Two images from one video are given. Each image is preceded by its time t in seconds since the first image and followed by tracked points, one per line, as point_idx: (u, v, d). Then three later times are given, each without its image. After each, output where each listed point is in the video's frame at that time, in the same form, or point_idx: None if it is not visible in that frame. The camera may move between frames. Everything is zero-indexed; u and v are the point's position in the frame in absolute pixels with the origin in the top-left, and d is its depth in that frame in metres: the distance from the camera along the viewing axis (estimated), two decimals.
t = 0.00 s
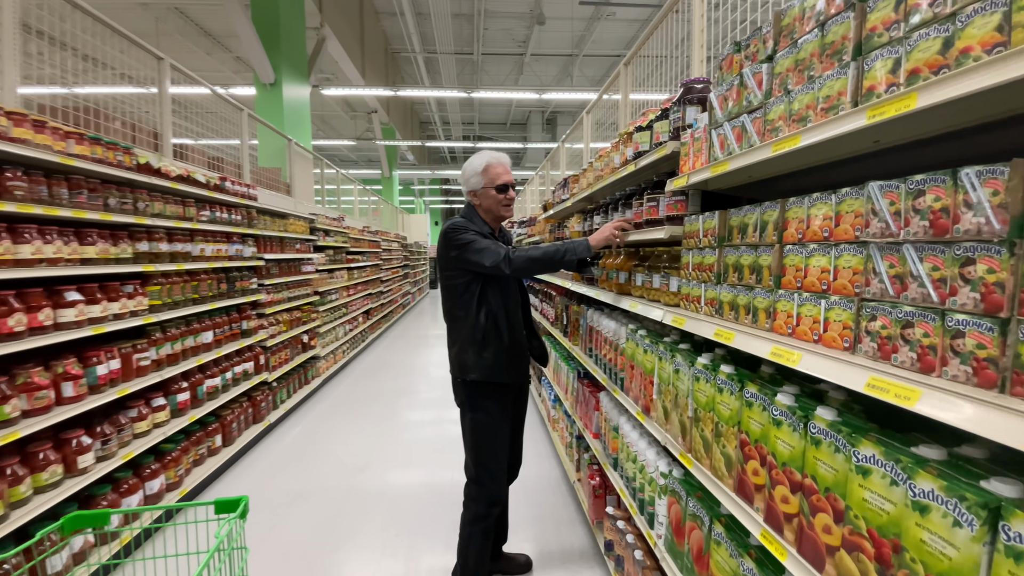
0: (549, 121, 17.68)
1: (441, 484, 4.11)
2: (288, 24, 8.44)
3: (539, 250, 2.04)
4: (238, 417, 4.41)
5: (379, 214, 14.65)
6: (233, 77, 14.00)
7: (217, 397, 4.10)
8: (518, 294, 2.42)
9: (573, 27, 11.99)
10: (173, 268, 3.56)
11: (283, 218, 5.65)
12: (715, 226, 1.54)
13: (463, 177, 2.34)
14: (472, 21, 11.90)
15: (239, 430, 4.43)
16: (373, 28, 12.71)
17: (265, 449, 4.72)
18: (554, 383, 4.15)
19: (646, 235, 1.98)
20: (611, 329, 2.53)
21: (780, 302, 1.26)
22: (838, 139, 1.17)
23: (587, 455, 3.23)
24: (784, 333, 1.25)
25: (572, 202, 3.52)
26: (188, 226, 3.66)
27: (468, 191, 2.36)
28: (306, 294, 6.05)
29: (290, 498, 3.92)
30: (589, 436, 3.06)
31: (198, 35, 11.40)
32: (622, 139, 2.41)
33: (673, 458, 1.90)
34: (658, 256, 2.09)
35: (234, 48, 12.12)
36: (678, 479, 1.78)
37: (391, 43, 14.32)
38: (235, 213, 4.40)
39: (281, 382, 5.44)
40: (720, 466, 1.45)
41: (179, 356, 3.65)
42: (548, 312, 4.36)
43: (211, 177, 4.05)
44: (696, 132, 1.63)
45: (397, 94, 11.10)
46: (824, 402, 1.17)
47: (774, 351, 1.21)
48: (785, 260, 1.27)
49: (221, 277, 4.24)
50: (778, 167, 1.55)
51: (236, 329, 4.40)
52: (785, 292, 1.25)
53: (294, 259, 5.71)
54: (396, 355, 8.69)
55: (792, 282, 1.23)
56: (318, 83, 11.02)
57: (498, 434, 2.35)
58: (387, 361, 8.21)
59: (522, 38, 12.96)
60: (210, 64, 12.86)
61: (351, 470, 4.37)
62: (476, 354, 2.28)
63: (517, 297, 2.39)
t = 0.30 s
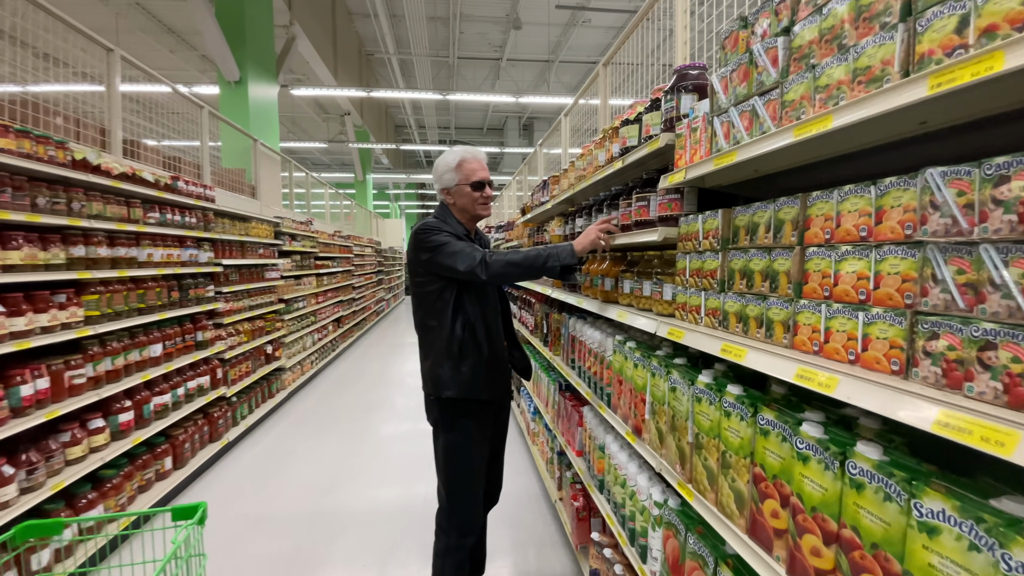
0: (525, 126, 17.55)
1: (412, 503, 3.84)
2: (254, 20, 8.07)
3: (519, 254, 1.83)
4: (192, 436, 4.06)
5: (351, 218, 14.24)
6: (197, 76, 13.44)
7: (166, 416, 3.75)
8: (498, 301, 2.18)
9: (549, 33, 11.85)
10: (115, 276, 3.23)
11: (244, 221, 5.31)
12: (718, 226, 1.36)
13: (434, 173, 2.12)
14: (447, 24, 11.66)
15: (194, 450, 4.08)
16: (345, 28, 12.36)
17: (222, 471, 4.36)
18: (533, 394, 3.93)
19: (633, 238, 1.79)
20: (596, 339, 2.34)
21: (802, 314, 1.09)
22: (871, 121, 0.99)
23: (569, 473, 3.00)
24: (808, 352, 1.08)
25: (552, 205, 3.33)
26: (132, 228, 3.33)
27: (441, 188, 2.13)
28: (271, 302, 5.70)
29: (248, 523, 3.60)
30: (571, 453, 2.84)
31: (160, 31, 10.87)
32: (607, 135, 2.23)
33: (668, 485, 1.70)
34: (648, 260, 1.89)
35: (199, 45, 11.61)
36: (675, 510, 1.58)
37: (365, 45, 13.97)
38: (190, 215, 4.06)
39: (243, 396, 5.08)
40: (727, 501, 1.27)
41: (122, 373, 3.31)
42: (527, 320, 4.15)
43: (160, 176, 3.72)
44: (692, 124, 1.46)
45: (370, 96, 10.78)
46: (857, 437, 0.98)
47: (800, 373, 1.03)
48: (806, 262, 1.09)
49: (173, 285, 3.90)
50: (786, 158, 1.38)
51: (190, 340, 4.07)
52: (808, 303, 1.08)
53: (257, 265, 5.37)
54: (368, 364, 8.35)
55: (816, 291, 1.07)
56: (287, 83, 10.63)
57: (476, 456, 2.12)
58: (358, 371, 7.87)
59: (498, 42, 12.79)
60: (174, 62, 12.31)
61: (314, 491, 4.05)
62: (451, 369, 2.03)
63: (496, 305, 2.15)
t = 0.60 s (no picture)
0: (504, 132, 17.36)
1: (379, 529, 3.50)
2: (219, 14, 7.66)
3: (495, 258, 1.57)
4: (135, 460, 3.66)
5: (325, 223, 13.78)
6: (162, 73, 12.84)
7: (101, 441, 3.34)
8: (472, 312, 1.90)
9: (528, 38, 11.67)
10: (39, 283, 2.84)
11: (200, 223, 4.92)
12: (732, 222, 1.09)
13: (395, 166, 1.84)
14: (425, 26, 11.40)
15: (137, 475, 3.68)
16: (319, 28, 11.97)
17: (170, 498, 3.95)
18: (512, 408, 3.66)
19: (625, 239, 1.53)
20: (581, 353, 2.07)
21: (854, 332, 0.82)
22: (950, 76, 0.75)
23: (551, 498, 2.72)
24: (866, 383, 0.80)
25: (530, 206, 3.08)
26: (60, 229, 2.94)
27: (404, 183, 1.86)
28: (229, 311, 5.30)
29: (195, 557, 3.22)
30: (552, 478, 2.56)
31: (123, 26, 10.31)
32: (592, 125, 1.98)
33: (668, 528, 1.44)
34: (641, 264, 1.64)
35: (163, 41, 11.04)
36: (678, 561, 1.33)
37: (340, 46, 13.59)
38: (134, 216, 3.69)
39: (197, 413, 4.67)
40: (747, 563, 1.02)
41: (45, 393, 2.90)
42: (506, 330, 3.87)
43: (98, 172, 3.35)
44: (698, 102, 1.21)
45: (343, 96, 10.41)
46: (938, 503, 0.73)
47: (860, 414, 0.75)
48: (863, 267, 0.82)
49: (113, 293, 3.51)
50: (811, 140, 1.14)
51: (133, 354, 3.68)
52: (861, 318, 0.81)
53: (214, 271, 4.98)
54: (339, 375, 7.94)
55: (873, 303, 0.80)
56: (256, 81, 10.18)
57: (448, 491, 1.84)
58: (328, 383, 7.47)
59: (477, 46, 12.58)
60: (136, 58, 11.73)
61: (271, 518, 3.67)
62: (418, 393, 1.75)
63: (471, 317, 1.87)
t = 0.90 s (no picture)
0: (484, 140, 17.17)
1: (345, 563, 3.18)
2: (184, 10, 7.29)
3: (470, 273, 1.33)
4: (70, 491, 3.27)
5: (298, 229, 13.31)
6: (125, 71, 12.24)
7: (30, 471, 2.95)
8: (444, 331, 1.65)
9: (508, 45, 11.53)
10: None
11: (155, 229, 4.56)
12: (770, 232, 0.86)
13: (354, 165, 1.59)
14: (403, 31, 11.15)
15: (74, 507, 3.29)
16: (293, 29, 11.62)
17: (111, 531, 3.55)
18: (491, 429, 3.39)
19: (623, 250, 1.31)
20: (570, 377, 1.82)
21: (964, 387, 0.58)
22: None
23: (534, 532, 2.46)
24: (986, 460, 0.55)
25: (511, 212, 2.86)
26: None
27: (365, 184, 1.60)
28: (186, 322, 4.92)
29: None
30: (535, 512, 2.29)
31: (82, 21, 9.78)
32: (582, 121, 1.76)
33: None
34: (641, 279, 1.40)
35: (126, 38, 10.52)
36: None
37: (315, 49, 13.24)
38: (74, 220, 3.34)
39: (147, 435, 4.28)
40: None
41: None
42: (486, 345, 3.61)
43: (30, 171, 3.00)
44: (720, 87, 0.99)
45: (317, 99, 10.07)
46: None
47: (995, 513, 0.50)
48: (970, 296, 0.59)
49: (46, 305, 3.14)
50: (861, 132, 0.92)
51: (69, 373, 3.32)
52: (974, 366, 0.57)
53: (169, 279, 4.61)
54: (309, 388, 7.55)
55: (996, 347, 0.56)
56: (225, 80, 9.75)
57: (415, 542, 1.58)
58: (296, 397, 7.08)
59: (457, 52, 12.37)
60: (97, 55, 11.15)
61: (226, 551, 3.32)
62: (380, 430, 1.49)
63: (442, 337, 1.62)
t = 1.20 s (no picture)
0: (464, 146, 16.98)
1: None
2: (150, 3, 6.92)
3: (442, 289, 1.13)
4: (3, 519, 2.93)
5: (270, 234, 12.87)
6: (87, 66, 11.65)
7: None
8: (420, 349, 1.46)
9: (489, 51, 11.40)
10: None
11: (110, 231, 4.23)
12: (827, 230, 0.71)
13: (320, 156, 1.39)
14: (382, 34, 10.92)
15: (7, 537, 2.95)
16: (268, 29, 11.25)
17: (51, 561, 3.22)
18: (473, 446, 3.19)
19: (632, 254, 1.15)
20: (564, 394, 1.65)
21: None
22: None
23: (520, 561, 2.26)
24: None
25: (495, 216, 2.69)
26: None
27: (333, 177, 1.40)
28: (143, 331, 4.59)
29: None
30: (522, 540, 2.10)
31: (40, 13, 9.26)
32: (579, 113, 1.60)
33: None
34: (650, 286, 1.24)
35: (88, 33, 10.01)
36: None
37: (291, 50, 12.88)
38: (13, 219, 3.03)
39: (97, 454, 3.93)
40: None
41: None
42: (467, 356, 3.41)
43: None
44: (754, 62, 0.84)
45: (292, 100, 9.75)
46: None
47: None
48: None
49: None
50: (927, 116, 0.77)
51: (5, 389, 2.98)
52: None
53: (124, 285, 4.28)
54: (280, 400, 7.19)
55: None
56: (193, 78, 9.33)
57: None
58: (265, 410, 6.72)
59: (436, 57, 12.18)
60: (56, 49, 10.58)
61: None
62: (344, 464, 1.30)
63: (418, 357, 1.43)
